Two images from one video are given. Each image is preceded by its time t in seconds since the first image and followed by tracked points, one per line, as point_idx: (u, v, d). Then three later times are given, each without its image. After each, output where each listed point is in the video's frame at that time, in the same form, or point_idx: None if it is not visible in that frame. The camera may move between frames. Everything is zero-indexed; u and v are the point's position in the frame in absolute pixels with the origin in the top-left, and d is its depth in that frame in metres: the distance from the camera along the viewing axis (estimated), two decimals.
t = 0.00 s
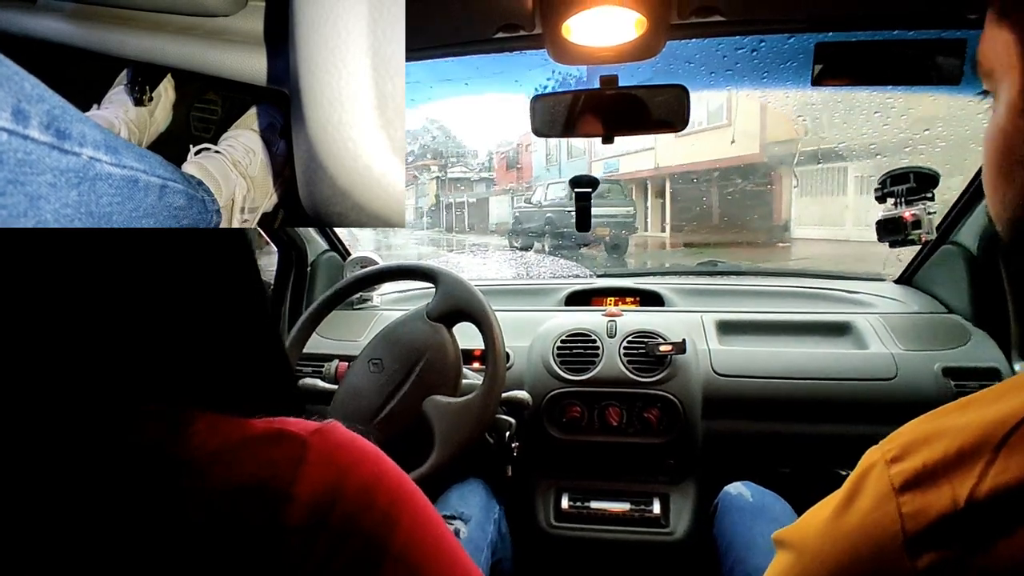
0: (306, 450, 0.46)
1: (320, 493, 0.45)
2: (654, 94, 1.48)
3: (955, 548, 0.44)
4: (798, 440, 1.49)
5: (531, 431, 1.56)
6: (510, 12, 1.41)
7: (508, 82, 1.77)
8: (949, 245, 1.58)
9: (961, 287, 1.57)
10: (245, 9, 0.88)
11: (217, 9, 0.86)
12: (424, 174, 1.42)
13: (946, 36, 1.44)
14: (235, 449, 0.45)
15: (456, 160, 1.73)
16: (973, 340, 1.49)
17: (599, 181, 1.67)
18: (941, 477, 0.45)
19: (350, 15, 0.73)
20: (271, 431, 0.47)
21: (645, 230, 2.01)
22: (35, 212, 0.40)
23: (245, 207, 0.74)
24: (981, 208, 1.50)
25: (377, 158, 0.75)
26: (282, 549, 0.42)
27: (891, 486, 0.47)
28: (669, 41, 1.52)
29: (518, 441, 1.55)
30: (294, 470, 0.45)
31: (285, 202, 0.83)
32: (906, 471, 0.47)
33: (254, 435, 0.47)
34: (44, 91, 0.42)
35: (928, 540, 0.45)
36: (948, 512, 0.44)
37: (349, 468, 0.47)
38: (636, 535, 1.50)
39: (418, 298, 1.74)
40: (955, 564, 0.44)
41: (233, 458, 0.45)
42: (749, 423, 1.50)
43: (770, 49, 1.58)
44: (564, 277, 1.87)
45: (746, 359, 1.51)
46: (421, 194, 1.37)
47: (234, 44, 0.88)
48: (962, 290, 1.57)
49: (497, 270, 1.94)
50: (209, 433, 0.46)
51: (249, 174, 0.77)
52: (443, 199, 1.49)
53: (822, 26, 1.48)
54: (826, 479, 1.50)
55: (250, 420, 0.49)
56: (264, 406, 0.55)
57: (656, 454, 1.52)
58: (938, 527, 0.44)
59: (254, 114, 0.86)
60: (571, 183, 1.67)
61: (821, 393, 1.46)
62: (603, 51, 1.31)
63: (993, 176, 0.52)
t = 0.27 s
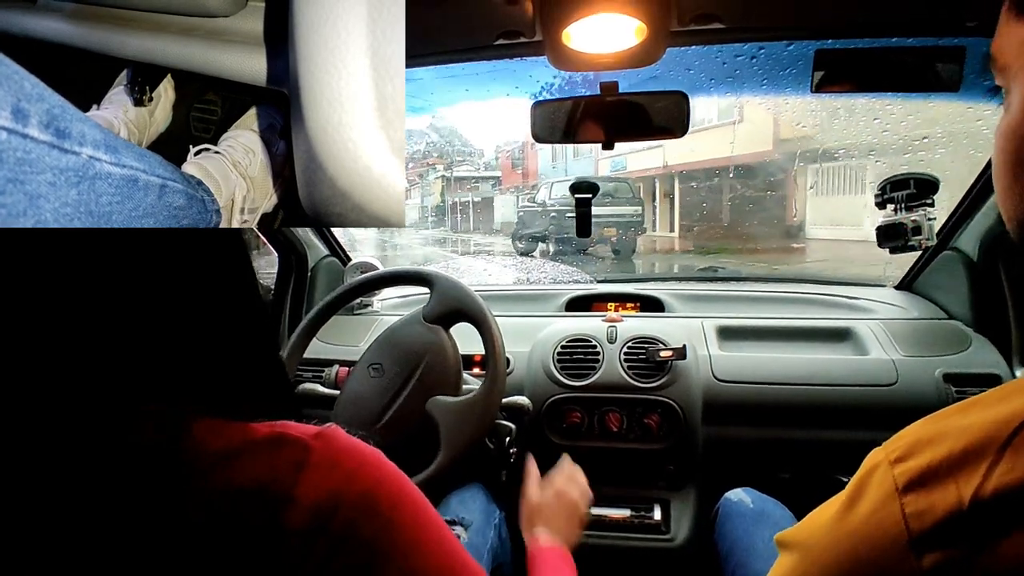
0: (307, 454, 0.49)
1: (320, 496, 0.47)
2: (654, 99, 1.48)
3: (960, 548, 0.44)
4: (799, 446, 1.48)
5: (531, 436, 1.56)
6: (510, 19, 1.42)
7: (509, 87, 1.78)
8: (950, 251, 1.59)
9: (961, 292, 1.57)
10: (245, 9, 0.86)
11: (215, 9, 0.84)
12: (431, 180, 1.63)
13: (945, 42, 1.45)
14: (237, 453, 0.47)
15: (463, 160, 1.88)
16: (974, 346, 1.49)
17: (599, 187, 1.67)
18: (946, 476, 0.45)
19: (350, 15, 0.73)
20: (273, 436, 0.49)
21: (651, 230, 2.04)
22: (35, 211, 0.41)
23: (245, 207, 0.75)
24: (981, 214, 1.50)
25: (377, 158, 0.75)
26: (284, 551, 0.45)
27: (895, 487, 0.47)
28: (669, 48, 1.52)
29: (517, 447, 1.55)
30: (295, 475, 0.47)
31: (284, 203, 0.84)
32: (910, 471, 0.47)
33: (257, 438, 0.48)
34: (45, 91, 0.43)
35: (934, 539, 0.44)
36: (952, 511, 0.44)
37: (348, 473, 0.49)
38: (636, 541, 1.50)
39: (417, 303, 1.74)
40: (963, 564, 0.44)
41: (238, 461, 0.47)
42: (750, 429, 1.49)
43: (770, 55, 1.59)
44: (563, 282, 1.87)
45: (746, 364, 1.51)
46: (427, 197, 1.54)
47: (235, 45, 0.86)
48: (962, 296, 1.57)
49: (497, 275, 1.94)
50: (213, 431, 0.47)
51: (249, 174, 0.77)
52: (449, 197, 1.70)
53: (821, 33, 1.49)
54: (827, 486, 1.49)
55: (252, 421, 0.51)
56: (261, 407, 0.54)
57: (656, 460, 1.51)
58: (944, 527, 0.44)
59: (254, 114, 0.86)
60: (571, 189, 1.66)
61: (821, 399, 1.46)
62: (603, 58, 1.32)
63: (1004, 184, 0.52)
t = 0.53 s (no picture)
0: (307, 453, 0.54)
1: (319, 493, 0.53)
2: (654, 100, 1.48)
3: (965, 545, 0.44)
4: (800, 447, 1.48)
5: (532, 438, 1.56)
6: (511, 20, 1.42)
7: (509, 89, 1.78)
8: (950, 252, 1.59)
9: (961, 293, 1.57)
10: (245, 10, 0.84)
11: (214, 10, 0.82)
12: (434, 176, 1.67)
13: (946, 43, 1.45)
14: (243, 453, 0.52)
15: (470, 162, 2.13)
16: (975, 347, 1.48)
17: (600, 188, 1.67)
18: (950, 475, 0.45)
19: (350, 15, 0.73)
20: (275, 437, 0.53)
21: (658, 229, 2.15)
22: (35, 212, 0.40)
23: (244, 208, 0.75)
24: (981, 215, 1.50)
25: (376, 159, 0.75)
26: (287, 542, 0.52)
27: (899, 486, 0.47)
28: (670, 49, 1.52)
29: (518, 448, 1.54)
30: (297, 474, 0.52)
31: (284, 204, 0.84)
32: (915, 470, 0.46)
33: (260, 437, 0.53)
34: (44, 92, 0.43)
35: (938, 537, 0.44)
36: (957, 510, 0.44)
37: (345, 471, 0.55)
38: (637, 543, 1.49)
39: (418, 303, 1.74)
40: (966, 563, 0.44)
41: (244, 461, 0.52)
42: (751, 430, 1.49)
43: (770, 56, 1.59)
44: (564, 283, 1.87)
45: (746, 365, 1.51)
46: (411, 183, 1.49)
47: (235, 46, 0.84)
48: (963, 296, 1.56)
49: (498, 276, 1.94)
50: (218, 431, 0.51)
51: (248, 174, 0.78)
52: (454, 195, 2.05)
53: (822, 34, 1.49)
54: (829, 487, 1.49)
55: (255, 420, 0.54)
56: (260, 407, 0.54)
57: (657, 461, 1.51)
58: (949, 525, 0.44)
59: (254, 114, 0.86)
60: (571, 190, 1.66)
61: (822, 400, 1.45)
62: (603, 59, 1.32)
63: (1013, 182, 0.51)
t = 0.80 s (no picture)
0: (305, 452, 0.54)
1: (320, 492, 0.53)
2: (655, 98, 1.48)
3: (966, 541, 0.44)
4: (800, 445, 1.48)
5: (533, 436, 1.56)
6: (511, 18, 1.42)
7: (508, 86, 1.77)
8: (951, 249, 1.58)
9: (962, 290, 1.57)
10: (244, 10, 0.86)
11: (215, 11, 0.84)
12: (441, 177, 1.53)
13: (946, 40, 1.44)
14: (241, 458, 0.51)
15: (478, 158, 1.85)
16: (976, 344, 1.48)
17: (600, 186, 1.67)
18: (953, 473, 0.45)
19: (350, 16, 0.74)
20: (273, 436, 0.54)
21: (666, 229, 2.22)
22: (34, 212, 0.41)
23: (244, 207, 0.73)
24: (982, 212, 1.50)
25: (376, 159, 0.75)
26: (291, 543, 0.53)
27: (900, 485, 0.46)
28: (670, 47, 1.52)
29: (519, 446, 1.54)
30: (297, 475, 0.53)
31: (284, 204, 0.81)
32: (917, 470, 0.46)
33: (259, 437, 0.53)
34: (44, 92, 0.43)
35: (939, 538, 0.44)
36: (959, 509, 0.44)
37: (343, 468, 0.55)
38: (638, 541, 1.49)
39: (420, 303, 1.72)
40: (964, 563, 0.44)
41: (246, 464, 0.52)
42: (751, 427, 1.49)
43: (771, 54, 1.59)
44: (565, 281, 1.87)
45: (746, 362, 1.51)
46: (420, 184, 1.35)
47: (234, 46, 0.86)
48: (964, 293, 1.56)
49: (500, 275, 1.94)
50: (216, 434, 0.51)
51: (248, 174, 0.77)
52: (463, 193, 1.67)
53: (822, 32, 1.48)
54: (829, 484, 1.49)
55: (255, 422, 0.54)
56: (260, 406, 0.54)
57: (658, 458, 1.51)
58: (949, 525, 0.44)
59: (254, 115, 0.84)
60: (572, 187, 1.67)
61: (822, 398, 1.46)
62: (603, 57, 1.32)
63: (1018, 180, 0.52)
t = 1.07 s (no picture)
0: (303, 451, 0.53)
1: (319, 494, 0.52)
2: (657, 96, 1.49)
3: (972, 546, 0.43)
4: (801, 443, 1.48)
5: (534, 434, 1.56)
6: (512, 16, 1.42)
7: (510, 82, 1.77)
8: (954, 247, 1.58)
9: (964, 288, 1.56)
10: (243, 10, 0.87)
11: (214, 10, 0.85)
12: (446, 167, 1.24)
13: (949, 38, 1.44)
14: (235, 460, 0.52)
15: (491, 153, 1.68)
16: (978, 343, 1.48)
17: (602, 184, 1.67)
18: (959, 473, 0.44)
19: (348, 17, 0.74)
20: (269, 438, 0.53)
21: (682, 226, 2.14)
22: (33, 212, 0.42)
23: (243, 207, 0.73)
24: (986, 210, 1.49)
25: (373, 159, 0.76)
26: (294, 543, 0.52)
27: (905, 484, 0.46)
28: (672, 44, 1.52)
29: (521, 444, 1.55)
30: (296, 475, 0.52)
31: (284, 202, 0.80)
32: (921, 468, 0.46)
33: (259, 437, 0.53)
34: (43, 91, 0.43)
35: (946, 538, 0.44)
36: (966, 510, 0.43)
37: (342, 465, 0.54)
38: (639, 539, 1.50)
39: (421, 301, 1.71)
40: (975, 565, 0.43)
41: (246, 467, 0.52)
42: (752, 426, 1.49)
43: (772, 51, 1.58)
44: (567, 279, 1.87)
45: (746, 361, 1.51)
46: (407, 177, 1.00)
47: (234, 46, 0.88)
48: (966, 292, 1.56)
49: (502, 273, 1.93)
50: (215, 439, 0.52)
51: (247, 174, 0.77)
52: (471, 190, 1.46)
53: (825, 30, 1.48)
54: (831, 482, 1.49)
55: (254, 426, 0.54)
56: (259, 407, 0.56)
57: (659, 457, 1.51)
58: (957, 525, 0.44)
59: (252, 116, 0.86)
60: (574, 185, 1.67)
61: (824, 396, 1.45)
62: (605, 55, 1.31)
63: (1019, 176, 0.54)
